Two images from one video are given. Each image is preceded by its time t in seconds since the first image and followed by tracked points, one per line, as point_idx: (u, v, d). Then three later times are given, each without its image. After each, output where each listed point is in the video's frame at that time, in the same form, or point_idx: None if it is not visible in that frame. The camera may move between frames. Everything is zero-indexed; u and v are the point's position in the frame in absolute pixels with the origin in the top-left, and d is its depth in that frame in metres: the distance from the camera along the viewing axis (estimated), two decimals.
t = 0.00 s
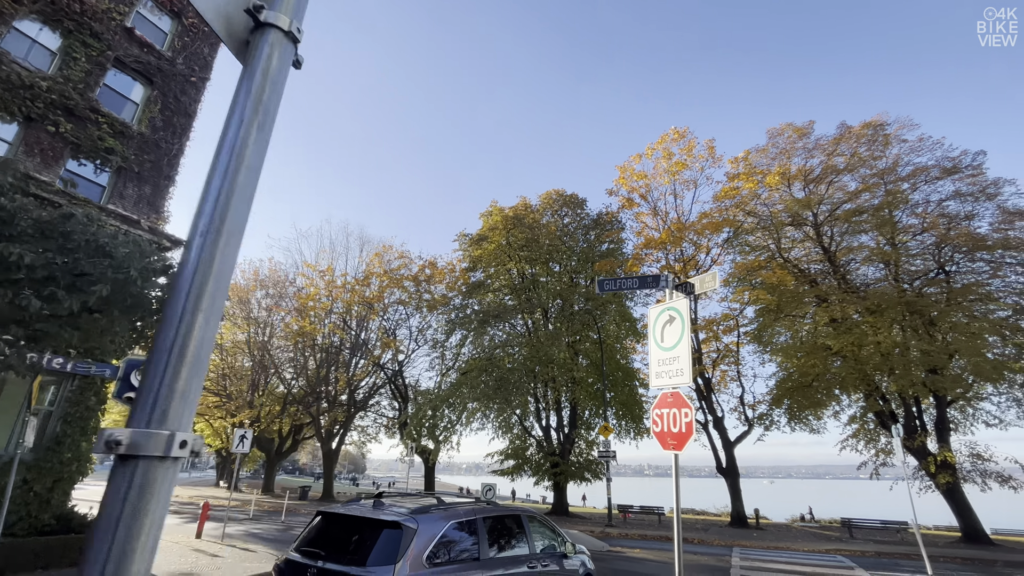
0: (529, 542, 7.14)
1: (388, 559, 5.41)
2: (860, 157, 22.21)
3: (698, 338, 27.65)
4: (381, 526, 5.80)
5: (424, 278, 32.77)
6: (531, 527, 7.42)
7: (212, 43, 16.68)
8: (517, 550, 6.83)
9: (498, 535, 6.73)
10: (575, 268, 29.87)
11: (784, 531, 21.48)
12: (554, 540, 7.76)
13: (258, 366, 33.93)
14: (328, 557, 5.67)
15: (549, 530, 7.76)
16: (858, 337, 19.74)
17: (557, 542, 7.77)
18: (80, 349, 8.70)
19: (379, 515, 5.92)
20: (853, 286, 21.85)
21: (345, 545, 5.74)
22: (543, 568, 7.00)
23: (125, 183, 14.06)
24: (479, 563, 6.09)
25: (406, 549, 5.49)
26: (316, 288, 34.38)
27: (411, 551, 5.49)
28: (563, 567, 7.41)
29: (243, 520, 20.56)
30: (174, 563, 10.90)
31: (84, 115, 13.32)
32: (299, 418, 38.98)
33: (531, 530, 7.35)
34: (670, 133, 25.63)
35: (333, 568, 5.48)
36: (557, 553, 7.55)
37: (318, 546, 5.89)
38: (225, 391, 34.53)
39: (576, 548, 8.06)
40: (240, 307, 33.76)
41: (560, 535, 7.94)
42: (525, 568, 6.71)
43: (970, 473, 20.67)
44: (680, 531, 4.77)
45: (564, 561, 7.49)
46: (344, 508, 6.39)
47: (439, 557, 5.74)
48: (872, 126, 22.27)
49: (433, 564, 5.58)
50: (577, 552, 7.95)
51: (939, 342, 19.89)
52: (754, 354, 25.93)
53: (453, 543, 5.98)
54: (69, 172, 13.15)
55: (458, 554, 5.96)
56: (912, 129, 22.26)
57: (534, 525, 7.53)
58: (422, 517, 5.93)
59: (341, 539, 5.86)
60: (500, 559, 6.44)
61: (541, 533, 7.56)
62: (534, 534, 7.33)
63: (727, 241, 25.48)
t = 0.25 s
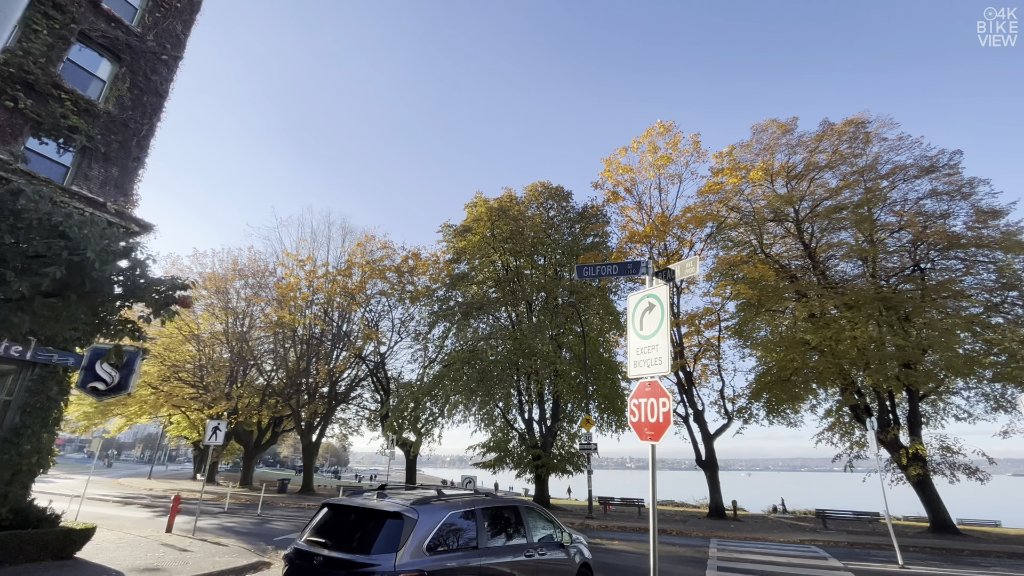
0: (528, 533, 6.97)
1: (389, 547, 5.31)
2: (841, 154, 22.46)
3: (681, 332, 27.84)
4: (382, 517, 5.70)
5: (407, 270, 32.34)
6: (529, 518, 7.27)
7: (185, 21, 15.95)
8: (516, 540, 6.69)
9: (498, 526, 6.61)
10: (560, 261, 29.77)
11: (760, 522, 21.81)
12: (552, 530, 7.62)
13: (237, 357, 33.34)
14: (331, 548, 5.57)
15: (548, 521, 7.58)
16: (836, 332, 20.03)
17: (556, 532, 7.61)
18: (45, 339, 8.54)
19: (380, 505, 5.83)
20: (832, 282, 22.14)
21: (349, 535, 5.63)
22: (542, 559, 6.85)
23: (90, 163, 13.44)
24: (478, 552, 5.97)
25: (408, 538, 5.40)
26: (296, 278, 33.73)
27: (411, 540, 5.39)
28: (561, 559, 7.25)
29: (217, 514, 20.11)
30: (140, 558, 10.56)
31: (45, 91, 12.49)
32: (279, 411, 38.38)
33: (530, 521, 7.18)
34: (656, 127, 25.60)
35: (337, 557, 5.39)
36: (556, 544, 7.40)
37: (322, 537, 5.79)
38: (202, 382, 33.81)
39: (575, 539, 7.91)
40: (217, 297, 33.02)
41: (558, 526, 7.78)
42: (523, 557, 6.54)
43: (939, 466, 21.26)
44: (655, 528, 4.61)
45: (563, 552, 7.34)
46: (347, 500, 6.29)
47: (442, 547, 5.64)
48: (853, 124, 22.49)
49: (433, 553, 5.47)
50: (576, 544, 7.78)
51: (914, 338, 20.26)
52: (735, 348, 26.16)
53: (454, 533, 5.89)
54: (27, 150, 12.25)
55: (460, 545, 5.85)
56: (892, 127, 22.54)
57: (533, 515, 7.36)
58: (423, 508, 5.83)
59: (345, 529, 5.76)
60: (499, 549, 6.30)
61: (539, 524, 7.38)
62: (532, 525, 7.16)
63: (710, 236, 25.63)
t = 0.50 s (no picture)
0: (524, 522, 6.81)
1: (390, 536, 5.16)
2: (820, 151, 22.72)
3: (660, 325, 28.05)
4: (382, 507, 5.54)
5: (387, 259, 31.81)
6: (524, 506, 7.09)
7: None
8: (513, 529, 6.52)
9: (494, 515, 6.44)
10: (542, 252, 29.59)
11: (734, 512, 22.19)
12: (548, 519, 7.47)
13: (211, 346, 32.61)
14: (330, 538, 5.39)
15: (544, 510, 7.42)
16: (811, 326, 20.35)
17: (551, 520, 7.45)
18: None
19: (380, 495, 5.67)
20: (809, 277, 22.48)
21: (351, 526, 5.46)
22: (538, 547, 6.69)
23: (46, 139, 12.73)
24: (477, 542, 5.82)
25: (410, 528, 5.24)
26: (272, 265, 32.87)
27: (411, 529, 5.24)
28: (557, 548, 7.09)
29: (187, 506, 19.54)
30: (97, 553, 10.08)
31: None
32: (255, 401, 37.62)
33: (525, 511, 6.99)
34: (640, 118, 25.49)
35: (338, 546, 5.22)
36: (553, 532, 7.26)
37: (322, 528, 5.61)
38: (173, 371, 32.85)
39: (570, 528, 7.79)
40: (190, 284, 32.09)
41: (553, 514, 7.63)
42: (520, 545, 6.38)
43: (906, 456, 21.90)
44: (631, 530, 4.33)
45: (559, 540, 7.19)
46: (348, 491, 6.10)
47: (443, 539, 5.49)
48: (833, 120, 22.73)
49: (433, 543, 5.32)
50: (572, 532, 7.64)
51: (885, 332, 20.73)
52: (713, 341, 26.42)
53: (454, 523, 5.74)
54: None
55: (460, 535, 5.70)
56: (870, 125, 22.85)
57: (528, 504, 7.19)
58: (424, 498, 5.67)
59: (348, 521, 5.58)
60: (497, 538, 6.14)
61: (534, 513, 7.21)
62: (528, 514, 6.99)
63: (691, 230, 25.77)
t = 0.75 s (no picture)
0: (523, 507, 7.16)
1: (391, 519, 5.56)
2: (798, 144, 23.02)
3: (638, 315, 28.25)
4: (384, 492, 5.93)
5: (364, 244, 31.10)
6: (523, 492, 7.42)
7: None
8: (512, 514, 6.88)
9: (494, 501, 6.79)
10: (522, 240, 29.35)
11: (706, 498, 22.63)
12: (546, 504, 7.82)
13: (181, 332, 31.71)
14: (338, 521, 5.78)
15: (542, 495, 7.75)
16: (785, 316, 20.74)
17: (549, 505, 7.77)
18: None
19: (383, 481, 6.06)
20: (784, 269, 22.84)
21: (357, 508, 5.83)
22: (536, 531, 7.05)
23: None
24: (476, 525, 6.20)
25: (412, 512, 5.64)
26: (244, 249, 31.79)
27: (411, 513, 5.63)
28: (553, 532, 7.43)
29: (152, 496, 18.93)
30: (50, 545, 9.62)
31: None
32: (227, 389, 36.75)
33: (524, 497, 7.33)
34: (622, 107, 25.32)
35: (344, 528, 5.63)
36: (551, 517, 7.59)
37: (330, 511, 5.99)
38: (139, 357, 31.66)
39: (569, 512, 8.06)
40: (158, 268, 30.91)
41: (551, 500, 7.96)
42: (518, 529, 6.73)
43: (871, 444, 22.62)
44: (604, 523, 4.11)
45: (556, 526, 7.52)
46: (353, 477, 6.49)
47: (444, 522, 5.89)
48: (811, 114, 23.00)
49: (432, 525, 5.72)
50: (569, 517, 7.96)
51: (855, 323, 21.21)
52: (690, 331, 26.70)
53: (454, 507, 6.14)
54: None
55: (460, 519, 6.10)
56: (846, 120, 23.22)
57: (527, 490, 7.52)
58: (425, 485, 6.07)
59: (354, 503, 5.95)
60: (496, 522, 6.52)
61: (532, 498, 7.55)
62: (526, 499, 7.35)
63: (671, 221, 25.91)
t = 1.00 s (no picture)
0: (520, 493, 7.42)
1: (391, 505, 5.80)
2: (774, 136, 23.27)
3: (615, 303, 28.43)
4: (383, 479, 6.15)
5: (338, 228, 30.27)
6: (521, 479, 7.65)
7: None
8: (510, 499, 7.16)
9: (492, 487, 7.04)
10: (501, 227, 29.00)
11: (677, 483, 23.06)
12: (546, 489, 8.08)
13: (145, 316, 30.52)
14: (339, 507, 6.01)
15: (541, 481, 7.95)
16: (758, 306, 21.10)
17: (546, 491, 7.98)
18: None
19: (383, 469, 6.28)
20: (757, 259, 23.18)
21: (356, 494, 6.03)
22: (533, 516, 7.33)
23: None
24: (474, 510, 6.47)
25: (410, 498, 5.87)
26: (211, 230, 30.55)
27: (410, 499, 5.87)
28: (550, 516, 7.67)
29: (111, 485, 18.19)
30: None
31: None
32: (194, 375, 35.61)
33: (524, 482, 7.61)
34: (603, 93, 25.07)
35: (347, 512, 5.88)
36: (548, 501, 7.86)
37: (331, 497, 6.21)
38: (99, 342, 30.30)
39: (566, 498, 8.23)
40: (119, 248, 29.53)
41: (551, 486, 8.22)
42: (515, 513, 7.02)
43: (835, 430, 23.38)
44: (574, 518, 3.88)
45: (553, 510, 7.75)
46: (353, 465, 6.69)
47: (442, 507, 6.15)
48: (787, 107, 23.26)
49: (431, 510, 5.98)
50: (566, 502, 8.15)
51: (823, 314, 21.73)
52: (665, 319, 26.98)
53: (452, 493, 6.40)
54: None
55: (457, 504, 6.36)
56: (821, 114, 23.55)
57: (525, 477, 7.75)
58: (424, 472, 6.31)
59: (354, 489, 6.15)
60: (494, 507, 6.80)
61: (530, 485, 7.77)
62: (524, 485, 7.60)
63: (649, 210, 25.97)
